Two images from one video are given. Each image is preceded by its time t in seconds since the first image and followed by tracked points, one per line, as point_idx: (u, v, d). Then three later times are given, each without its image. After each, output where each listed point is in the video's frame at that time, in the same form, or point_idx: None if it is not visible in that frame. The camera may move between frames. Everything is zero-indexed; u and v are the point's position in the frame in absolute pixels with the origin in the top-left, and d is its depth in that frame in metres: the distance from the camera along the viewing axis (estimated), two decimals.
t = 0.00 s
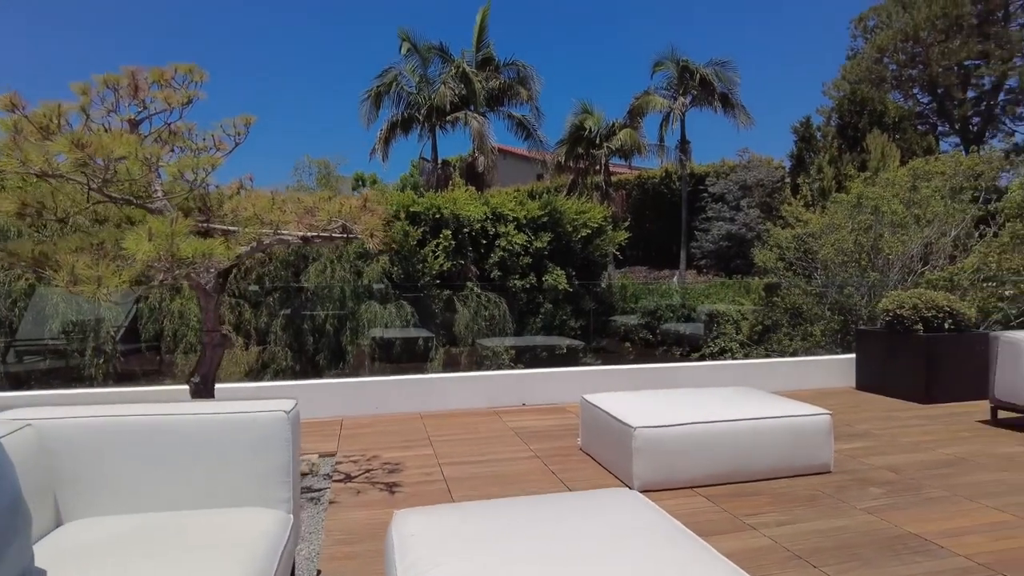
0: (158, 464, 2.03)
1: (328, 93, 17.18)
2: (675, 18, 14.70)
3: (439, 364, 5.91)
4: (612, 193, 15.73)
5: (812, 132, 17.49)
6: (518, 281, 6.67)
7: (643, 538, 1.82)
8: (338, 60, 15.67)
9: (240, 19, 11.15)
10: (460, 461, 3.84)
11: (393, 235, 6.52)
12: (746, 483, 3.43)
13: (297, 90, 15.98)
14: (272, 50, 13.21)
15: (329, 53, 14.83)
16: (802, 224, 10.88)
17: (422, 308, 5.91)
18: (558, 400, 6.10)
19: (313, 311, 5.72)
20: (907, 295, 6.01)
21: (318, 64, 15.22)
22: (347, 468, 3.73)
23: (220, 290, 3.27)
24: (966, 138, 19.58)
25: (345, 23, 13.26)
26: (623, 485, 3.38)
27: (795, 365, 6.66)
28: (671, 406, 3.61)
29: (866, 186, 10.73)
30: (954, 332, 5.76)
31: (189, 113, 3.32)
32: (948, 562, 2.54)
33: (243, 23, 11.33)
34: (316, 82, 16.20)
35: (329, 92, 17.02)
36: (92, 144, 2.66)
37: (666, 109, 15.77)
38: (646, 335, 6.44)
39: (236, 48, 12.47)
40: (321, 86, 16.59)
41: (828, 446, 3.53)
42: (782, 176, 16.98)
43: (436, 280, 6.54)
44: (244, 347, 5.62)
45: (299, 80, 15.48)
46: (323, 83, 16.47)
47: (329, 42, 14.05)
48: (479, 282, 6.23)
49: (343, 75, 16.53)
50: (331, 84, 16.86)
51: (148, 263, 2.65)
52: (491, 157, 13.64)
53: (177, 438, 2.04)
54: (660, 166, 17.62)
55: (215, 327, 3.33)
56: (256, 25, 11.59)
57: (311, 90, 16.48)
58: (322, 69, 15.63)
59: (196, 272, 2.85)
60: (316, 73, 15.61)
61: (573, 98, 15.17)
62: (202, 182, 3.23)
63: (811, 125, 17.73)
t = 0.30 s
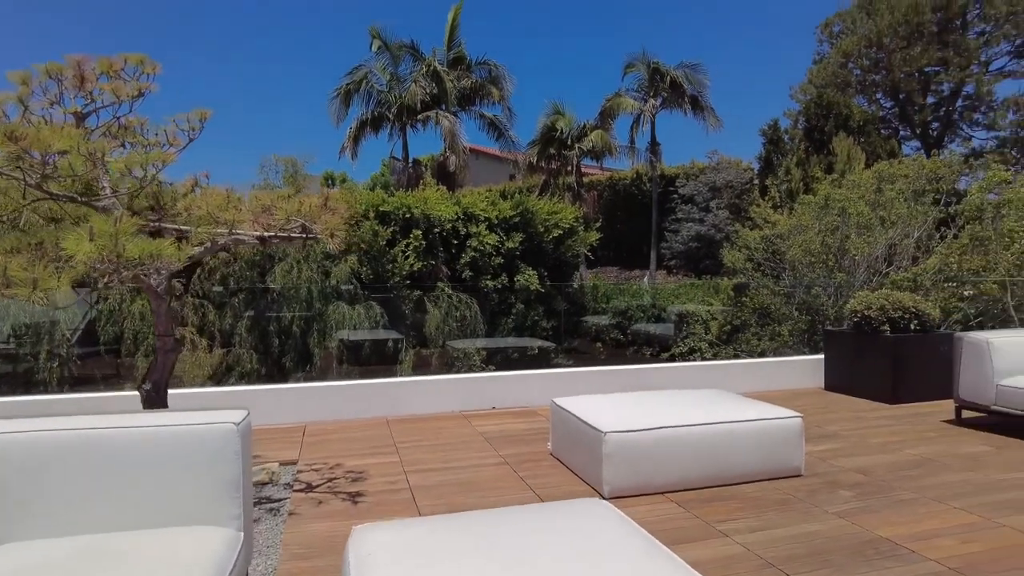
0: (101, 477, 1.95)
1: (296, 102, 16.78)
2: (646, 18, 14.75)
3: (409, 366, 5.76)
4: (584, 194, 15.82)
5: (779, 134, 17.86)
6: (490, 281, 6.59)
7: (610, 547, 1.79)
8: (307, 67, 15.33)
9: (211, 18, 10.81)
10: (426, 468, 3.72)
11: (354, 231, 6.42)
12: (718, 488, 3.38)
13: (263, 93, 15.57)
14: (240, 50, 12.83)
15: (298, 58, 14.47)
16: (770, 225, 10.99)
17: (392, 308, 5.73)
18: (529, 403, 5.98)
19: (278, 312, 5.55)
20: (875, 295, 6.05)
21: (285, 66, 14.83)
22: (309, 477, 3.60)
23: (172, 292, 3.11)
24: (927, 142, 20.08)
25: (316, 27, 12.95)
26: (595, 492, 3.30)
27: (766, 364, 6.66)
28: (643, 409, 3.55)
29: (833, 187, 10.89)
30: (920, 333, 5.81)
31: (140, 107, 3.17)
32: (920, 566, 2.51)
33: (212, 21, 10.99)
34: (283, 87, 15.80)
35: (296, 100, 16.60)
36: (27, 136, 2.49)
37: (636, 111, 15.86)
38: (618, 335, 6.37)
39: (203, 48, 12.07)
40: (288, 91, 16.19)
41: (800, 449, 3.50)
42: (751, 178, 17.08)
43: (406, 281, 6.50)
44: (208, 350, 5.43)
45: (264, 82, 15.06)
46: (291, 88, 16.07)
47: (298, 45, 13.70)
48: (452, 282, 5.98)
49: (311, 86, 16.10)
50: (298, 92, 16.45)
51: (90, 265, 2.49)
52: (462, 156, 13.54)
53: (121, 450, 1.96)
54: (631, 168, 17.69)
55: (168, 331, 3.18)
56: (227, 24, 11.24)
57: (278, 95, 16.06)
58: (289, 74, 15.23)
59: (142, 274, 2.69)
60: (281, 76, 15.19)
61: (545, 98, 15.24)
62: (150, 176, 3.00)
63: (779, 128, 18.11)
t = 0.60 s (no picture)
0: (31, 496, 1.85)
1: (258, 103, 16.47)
2: (612, 18, 14.82)
3: (373, 367, 5.59)
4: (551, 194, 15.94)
5: (742, 137, 18.15)
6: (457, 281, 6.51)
7: (573, 551, 1.77)
8: (269, 73, 14.90)
9: (176, 17, 10.33)
10: (387, 475, 3.60)
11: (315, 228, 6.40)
12: (683, 491, 3.33)
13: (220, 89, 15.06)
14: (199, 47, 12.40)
15: (262, 65, 14.06)
16: (733, 226, 11.13)
17: (356, 309, 5.57)
18: (494, 406, 5.88)
19: (239, 311, 5.37)
20: (837, 296, 6.10)
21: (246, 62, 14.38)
22: (263, 486, 3.45)
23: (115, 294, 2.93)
24: (884, 146, 20.55)
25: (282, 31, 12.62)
26: (559, 497, 3.22)
27: (730, 364, 6.68)
28: (609, 412, 3.48)
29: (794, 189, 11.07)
30: (881, 333, 5.90)
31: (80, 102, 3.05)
32: (884, 569, 2.49)
33: (198, 19, 10.76)
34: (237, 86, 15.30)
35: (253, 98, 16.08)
36: None
37: (603, 112, 15.84)
38: (584, 335, 6.28)
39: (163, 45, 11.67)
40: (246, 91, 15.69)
41: (764, 451, 3.48)
42: (714, 179, 17.21)
43: (371, 281, 6.39)
44: (165, 352, 5.27)
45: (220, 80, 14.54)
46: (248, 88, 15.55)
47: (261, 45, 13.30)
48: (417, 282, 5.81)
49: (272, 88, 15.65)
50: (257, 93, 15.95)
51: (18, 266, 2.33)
52: (429, 156, 13.42)
53: (54, 464, 1.87)
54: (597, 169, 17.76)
55: (110, 334, 3.00)
56: (194, 24, 10.81)
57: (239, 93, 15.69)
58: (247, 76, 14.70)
59: (77, 273, 2.49)
60: (241, 78, 14.72)
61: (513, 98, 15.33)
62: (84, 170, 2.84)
63: (742, 130, 18.39)
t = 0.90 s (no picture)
0: None
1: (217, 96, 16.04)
2: (577, 19, 14.84)
3: (334, 370, 5.43)
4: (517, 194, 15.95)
5: (705, 139, 18.40)
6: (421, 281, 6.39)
7: (528, 566, 1.69)
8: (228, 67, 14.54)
9: None
10: (343, 483, 3.46)
11: (275, 228, 6.32)
12: (646, 494, 3.27)
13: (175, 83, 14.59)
14: (153, 37, 11.98)
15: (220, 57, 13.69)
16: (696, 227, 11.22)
17: (317, 310, 5.38)
18: (456, 409, 5.74)
19: (197, 312, 5.10)
20: (799, 295, 6.15)
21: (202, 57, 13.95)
22: (211, 495, 3.29)
23: (44, 295, 2.77)
24: (842, 149, 20.91)
25: (241, 23, 12.32)
26: (520, 503, 3.13)
27: (694, 364, 6.69)
28: (571, 415, 3.40)
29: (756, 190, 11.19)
30: (841, 332, 5.96)
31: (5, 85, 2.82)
32: (847, 572, 2.46)
33: None
34: (194, 78, 14.87)
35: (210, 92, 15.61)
36: None
37: (568, 112, 15.83)
38: (550, 335, 6.17)
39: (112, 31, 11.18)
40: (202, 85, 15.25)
41: (727, 453, 3.45)
42: (678, 180, 17.30)
43: (332, 280, 6.29)
44: (118, 354, 4.94)
45: (174, 72, 14.07)
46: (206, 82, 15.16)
47: (218, 37, 12.88)
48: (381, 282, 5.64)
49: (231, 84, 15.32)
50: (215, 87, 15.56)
51: None
52: (393, 154, 13.22)
53: None
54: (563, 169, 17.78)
55: (40, 339, 2.80)
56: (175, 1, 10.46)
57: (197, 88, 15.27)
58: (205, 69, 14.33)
59: None
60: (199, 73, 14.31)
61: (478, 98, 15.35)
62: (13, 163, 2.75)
63: (705, 132, 18.64)
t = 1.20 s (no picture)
0: None
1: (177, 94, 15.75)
2: (545, 20, 14.82)
3: (296, 374, 5.21)
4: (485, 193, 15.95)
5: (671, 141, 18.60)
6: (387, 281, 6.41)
7: None
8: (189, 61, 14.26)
9: None
10: (298, 492, 3.32)
11: (237, 226, 6.32)
12: (609, 499, 3.20)
13: (133, 79, 14.11)
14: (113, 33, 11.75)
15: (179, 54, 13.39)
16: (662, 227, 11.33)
17: (279, 311, 5.16)
18: (421, 414, 5.60)
19: (152, 315, 4.88)
20: (764, 295, 6.17)
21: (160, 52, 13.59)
22: (156, 507, 3.12)
23: None
24: (804, 151, 21.34)
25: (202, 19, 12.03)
26: (482, 511, 3.04)
27: (659, 364, 6.68)
28: (534, 419, 3.31)
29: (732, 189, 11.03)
30: (805, 332, 5.99)
31: None
32: None
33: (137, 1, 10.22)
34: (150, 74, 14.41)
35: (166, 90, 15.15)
36: None
37: (537, 113, 15.77)
38: (518, 336, 6.06)
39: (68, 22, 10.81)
40: (161, 84, 14.76)
41: (692, 456, 3.41)
42: (645, 182, 17.44)
43: (295, 281, 6.23)
44: (68, 357, 4.71)
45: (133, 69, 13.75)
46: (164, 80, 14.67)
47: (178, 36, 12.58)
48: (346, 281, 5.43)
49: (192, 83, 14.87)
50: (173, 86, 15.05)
51: None
52: (359, 153, 13.00)
53: None
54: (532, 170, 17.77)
55: None
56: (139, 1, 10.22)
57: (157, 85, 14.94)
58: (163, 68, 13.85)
59: None
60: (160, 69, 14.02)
61: (447, 97, 15.24)
62: None
63: (671, 134, 18.82)
